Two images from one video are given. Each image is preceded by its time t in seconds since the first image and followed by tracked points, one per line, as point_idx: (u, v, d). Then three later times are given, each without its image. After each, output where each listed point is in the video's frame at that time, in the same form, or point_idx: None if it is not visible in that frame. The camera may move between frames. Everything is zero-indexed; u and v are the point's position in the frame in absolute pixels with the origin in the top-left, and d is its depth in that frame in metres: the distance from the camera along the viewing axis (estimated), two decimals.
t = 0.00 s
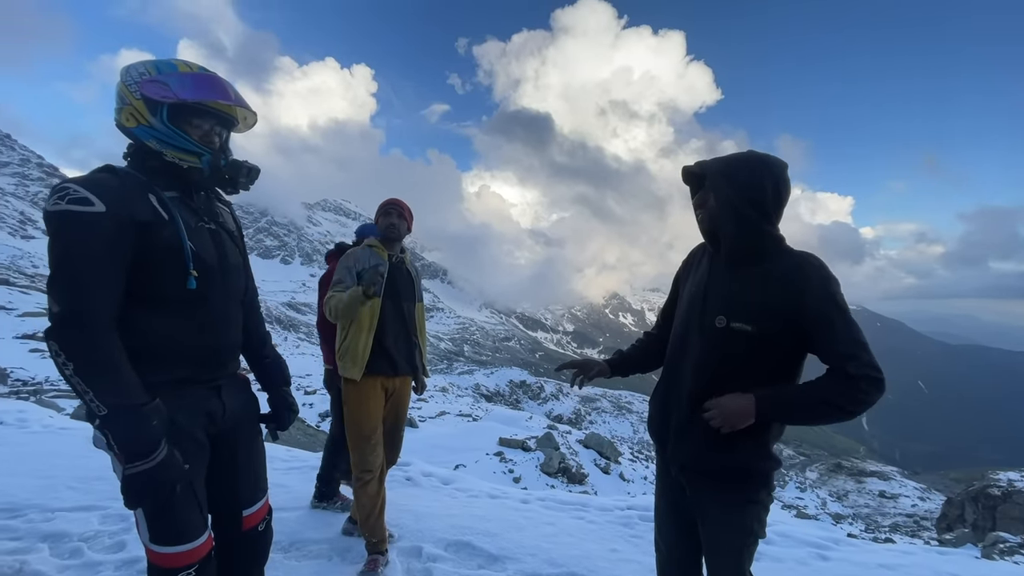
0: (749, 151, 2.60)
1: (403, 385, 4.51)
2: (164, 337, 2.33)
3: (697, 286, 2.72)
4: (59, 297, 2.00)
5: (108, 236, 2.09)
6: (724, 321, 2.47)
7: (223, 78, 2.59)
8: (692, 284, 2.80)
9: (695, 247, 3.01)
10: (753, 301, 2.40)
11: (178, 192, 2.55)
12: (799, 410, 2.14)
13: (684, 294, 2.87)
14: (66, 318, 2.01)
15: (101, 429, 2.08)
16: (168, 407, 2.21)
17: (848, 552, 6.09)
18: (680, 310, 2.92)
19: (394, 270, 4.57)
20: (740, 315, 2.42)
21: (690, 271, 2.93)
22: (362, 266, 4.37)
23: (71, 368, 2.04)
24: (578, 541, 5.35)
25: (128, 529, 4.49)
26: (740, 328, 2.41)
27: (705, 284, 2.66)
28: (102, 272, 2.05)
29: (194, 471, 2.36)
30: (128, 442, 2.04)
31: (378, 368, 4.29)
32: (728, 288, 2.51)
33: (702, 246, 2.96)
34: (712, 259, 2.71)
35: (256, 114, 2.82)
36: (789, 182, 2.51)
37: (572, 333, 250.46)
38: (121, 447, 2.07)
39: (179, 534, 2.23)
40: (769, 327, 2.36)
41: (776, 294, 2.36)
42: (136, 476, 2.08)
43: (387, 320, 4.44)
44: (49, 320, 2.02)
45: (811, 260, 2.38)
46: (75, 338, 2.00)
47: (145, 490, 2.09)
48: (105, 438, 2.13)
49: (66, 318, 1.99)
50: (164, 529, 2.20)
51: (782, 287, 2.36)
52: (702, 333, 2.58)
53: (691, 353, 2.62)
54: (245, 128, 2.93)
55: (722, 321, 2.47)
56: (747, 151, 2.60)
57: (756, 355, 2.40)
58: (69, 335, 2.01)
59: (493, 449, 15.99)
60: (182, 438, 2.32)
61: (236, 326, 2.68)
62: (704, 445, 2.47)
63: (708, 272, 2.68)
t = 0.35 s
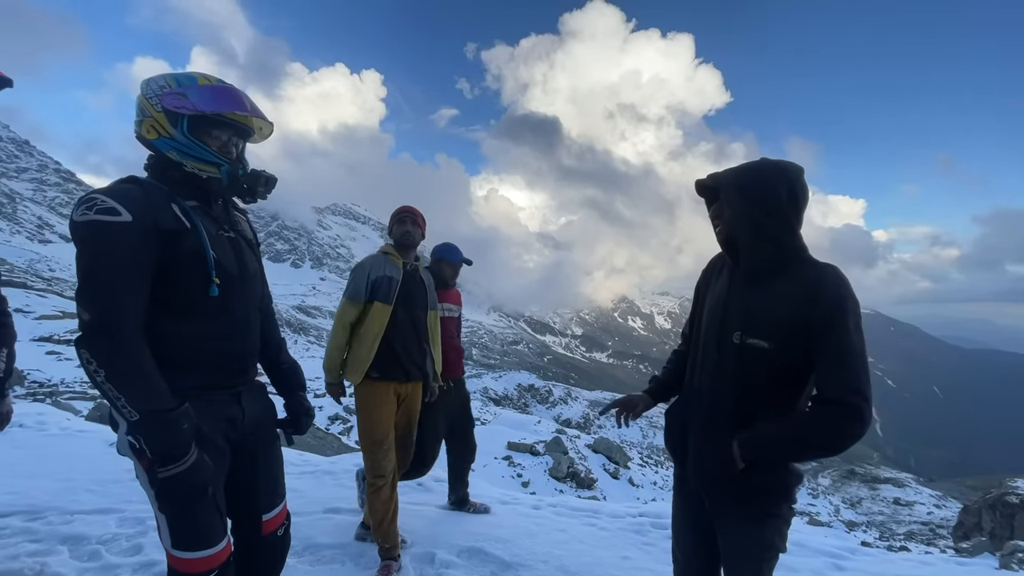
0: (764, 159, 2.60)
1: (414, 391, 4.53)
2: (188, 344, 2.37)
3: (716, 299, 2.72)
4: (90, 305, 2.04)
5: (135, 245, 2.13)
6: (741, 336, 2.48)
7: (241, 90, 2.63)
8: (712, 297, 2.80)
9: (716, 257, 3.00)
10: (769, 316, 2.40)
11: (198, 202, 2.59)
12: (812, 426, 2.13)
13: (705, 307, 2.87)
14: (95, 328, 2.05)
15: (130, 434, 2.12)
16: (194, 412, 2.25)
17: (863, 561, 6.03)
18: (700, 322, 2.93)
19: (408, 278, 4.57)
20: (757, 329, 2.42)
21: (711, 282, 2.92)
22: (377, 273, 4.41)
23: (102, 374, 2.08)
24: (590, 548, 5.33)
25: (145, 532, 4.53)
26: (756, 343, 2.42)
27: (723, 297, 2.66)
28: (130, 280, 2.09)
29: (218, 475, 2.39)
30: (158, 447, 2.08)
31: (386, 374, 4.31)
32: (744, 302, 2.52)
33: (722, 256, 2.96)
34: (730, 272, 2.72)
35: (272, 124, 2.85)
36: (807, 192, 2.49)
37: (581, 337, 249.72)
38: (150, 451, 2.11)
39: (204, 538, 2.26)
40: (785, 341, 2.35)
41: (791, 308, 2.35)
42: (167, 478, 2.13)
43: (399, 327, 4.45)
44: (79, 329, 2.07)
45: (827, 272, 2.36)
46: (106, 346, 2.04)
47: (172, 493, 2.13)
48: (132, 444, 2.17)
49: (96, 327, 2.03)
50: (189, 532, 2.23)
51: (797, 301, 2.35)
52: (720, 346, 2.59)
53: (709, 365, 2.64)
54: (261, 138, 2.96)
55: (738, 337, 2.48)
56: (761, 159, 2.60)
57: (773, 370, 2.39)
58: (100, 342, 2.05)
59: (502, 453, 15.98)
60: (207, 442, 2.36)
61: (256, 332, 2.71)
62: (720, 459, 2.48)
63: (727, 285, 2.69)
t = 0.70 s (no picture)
0: (770, 160, 2.60)
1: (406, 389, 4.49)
2: (195, 344, 2.38)
3: (724, 301, 2.73)
4: (97, 304, 2.05)
5: (141, 246, 2.14)
6: (749, 338, 2.48)
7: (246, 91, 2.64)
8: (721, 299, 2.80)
9: (725, 258, 3.00)
10: (776, 318, 2.41)
11: (205, 202, 2.61)
12: (820, 427, 2.14)
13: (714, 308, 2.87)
14: (102, 328, 2.07)
15: (136, 434, 2.13)
16: (199, 412, 2.26)
17: (868, 564, 6.01)
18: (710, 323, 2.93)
19: (411, 279, 4.58)
20: (765, 332, 2.43)
21: (719, 284, 2.93)
22: (379, 271, 4.52)
23: (107, 374, 2.10)
24: (594, 550, 5.32)
25: (150, 533, 4.54)
26: (765, 345, 2.42)
27: (732, 299, 2.67)
28: (136, 280, 2.10)
29: (223, 476, 2.39)
30: (164, 446, 2.09)
31: (375, 368, 4.36)
32: (753, 304, 2.52)
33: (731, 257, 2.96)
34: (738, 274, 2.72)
35: (278, 126, 2.87)
36: (815, 193, 2.48)
37: (584, 339, 249.46)
38: (154, 451, 2.12)
39: (209, 537, 2.27)
40: (792, 344, 2.36)
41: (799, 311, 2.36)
42: (171, 479, 2.13)
43: (394, 325, 4.48)
44: (85, 329, 2.08)
45: (834, 274, 2.37)
46: (111, 346, 2.05)
47: (178, 493, 2.14)
48: (139, 443, 2.18)
49: (102, 326, 2.05)
50: (194, 532, 2.24)
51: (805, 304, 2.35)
52: (728, 349, 2.59)
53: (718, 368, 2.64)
54: (268, 141, 2.98)
55: (747, 339, 2.48)
56: (768, 160, 2.60)
57: (781, 371, 2.40)
58: (106, 342, 2.06)
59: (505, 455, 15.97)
60: (212, 442, 2.36)
61: (264, 333, 2.72)
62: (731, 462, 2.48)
63: (735, 287, 2.69)
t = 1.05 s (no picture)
0: (768, 159, 2.60)
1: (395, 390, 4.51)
2: (187, 344, 2.36)
3: (725, 299, 2.73)
4: (86, 304, 2.03)
5: (133, 245, 2.13)
6: (750, 337, 2.49)
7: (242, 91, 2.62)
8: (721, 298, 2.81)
9: (725, 257, 3.00)
10: (776, 318, 2.42)
11: (199, 201, 2.59)
12: (821, 426, 2.14)
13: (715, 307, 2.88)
14: (93, 328, 2.04)
15: (126, 435, 2.11)
16: (191, 413, 2.24)
17: (863, 562, 6.03)
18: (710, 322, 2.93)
19: (399, 277, 4.58)
20: (766, 330, 2.44)
21: (720, 283, 2.93)
22: (366, 269, 4.49)
23: (97, 375, 2.07)
24: (590, 549, 5.32)
25: (143, 535, 4.51)
26: (766, 343, 2.43)
27: (732, 298, 2.67)
28: (127, 280, 2.08)
29: (216, 477, 2.37)
30: (153, 448, 2.06)
31: (366, 370, 4.39)
32: (753, 304, 2.52)
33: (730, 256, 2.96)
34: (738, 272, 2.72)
35: (275, 126, 2.84)
36: (814, 191, 2.48)
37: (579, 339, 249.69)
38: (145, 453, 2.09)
39: (202, 539, 2.25)
40: (793, 342, 2.37)
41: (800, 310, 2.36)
42: (161, 482, 2.10)
43: (384, 325, 4.48)
44: (75, 329, 2.06)
45: (834, 271, 2.37)
46: (101, 346, 2.03)
47: (169, 495, 2.12)
48: (130, 445, 2.16)
49: (92, 327, 2.03)
50: (187, 533, 2.22)
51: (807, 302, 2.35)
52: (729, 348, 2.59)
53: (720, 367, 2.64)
54: (265, 139, 2.96)
55: (748, 338, 2.49)
56: (766, 159, 2.60)
57: (783, 369, 2.40)
58: (96, 343, 2.04)
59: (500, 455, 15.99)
60: (205, 444, 2.34)
61: (258, 333, 2.70)
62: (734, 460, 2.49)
63: (735, 285, 2.69)
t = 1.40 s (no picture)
0: (751, 157, 2.64)
1: (371, 390, 4.51)
2: (173, 345, 2.35)
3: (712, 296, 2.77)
4: (70, 306, 2.01)
5: (118, 246, 2.11)
6: (738, 332, 2.53)
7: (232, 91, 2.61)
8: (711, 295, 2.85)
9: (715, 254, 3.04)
10: (762, 313, 2.45)
11: (185, 201, 2.57)
12: (810, 420, 2.18)
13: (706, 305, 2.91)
14: (78, 329, 2.02)
15: (112, 438, 2.09)
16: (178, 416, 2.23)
17: (849, 555, 6.11)
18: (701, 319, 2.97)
19: (362, 275, 4.56)
20: (753, 326, 2.48)
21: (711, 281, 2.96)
22: (326, 271, 4.45)
23: (82, 377, 2.05)
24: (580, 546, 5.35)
25: (127, 540, 4.46)
26: (754, 339, 2.46)
27: (720, 295, 2.71)
28: (112, 281, 2.06)
29: (203, 480, 2.36)
30: (141, 451, 2.05)
31: (337, 372, 4.38)
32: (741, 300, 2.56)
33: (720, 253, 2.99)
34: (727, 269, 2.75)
35: (264, 125, 2.83)
36: (798, 188, 2.51)
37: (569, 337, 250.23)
38: (132, 456, 2.08)
39: (190, 543, 2.24)
40: (780, 337, 2.41)
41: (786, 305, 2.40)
42: (147, 485, 2.08)
43: (350, 325, 4.45)
44: (59, 331, 2.03)
45: (819, 265, 2.40)
46: (85, 348, 2.01)
47: (156, 498, 2.10)
48: (116, 448, 2.14)
49: (78, 329, 2.01)
50: (174, 537, 2.22)
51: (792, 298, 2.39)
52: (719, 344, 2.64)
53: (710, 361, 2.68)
54: (254, 139, 2.94)
55: (736, 333, 2.53)
56: (749, 157, 2.63)
57: (772, 364, 2.44)
58: (79, 345, 2.02)
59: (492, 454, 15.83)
60: (193, 446, 2.33)
61: (246, 334, 2.69)
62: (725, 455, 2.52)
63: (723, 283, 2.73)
